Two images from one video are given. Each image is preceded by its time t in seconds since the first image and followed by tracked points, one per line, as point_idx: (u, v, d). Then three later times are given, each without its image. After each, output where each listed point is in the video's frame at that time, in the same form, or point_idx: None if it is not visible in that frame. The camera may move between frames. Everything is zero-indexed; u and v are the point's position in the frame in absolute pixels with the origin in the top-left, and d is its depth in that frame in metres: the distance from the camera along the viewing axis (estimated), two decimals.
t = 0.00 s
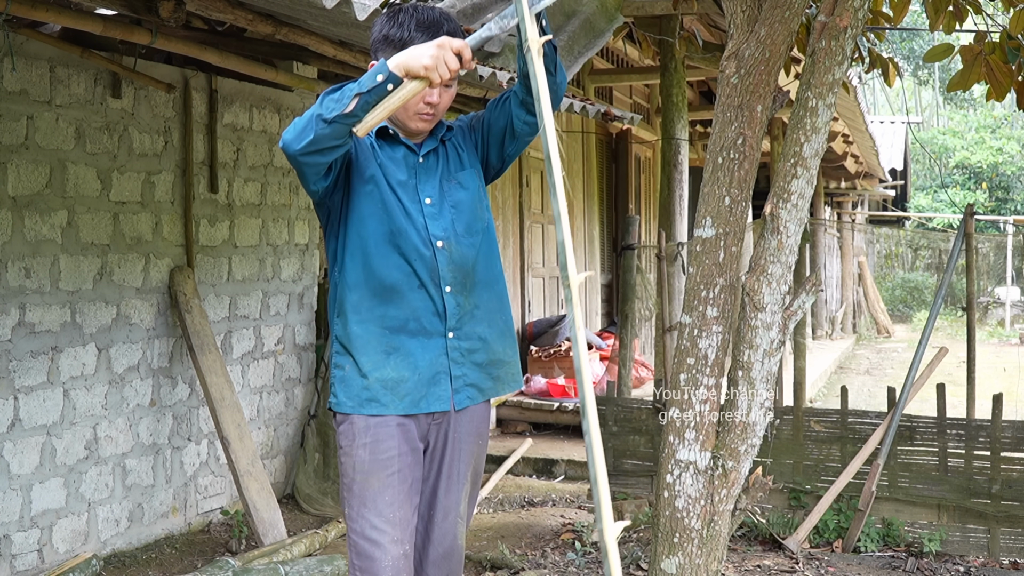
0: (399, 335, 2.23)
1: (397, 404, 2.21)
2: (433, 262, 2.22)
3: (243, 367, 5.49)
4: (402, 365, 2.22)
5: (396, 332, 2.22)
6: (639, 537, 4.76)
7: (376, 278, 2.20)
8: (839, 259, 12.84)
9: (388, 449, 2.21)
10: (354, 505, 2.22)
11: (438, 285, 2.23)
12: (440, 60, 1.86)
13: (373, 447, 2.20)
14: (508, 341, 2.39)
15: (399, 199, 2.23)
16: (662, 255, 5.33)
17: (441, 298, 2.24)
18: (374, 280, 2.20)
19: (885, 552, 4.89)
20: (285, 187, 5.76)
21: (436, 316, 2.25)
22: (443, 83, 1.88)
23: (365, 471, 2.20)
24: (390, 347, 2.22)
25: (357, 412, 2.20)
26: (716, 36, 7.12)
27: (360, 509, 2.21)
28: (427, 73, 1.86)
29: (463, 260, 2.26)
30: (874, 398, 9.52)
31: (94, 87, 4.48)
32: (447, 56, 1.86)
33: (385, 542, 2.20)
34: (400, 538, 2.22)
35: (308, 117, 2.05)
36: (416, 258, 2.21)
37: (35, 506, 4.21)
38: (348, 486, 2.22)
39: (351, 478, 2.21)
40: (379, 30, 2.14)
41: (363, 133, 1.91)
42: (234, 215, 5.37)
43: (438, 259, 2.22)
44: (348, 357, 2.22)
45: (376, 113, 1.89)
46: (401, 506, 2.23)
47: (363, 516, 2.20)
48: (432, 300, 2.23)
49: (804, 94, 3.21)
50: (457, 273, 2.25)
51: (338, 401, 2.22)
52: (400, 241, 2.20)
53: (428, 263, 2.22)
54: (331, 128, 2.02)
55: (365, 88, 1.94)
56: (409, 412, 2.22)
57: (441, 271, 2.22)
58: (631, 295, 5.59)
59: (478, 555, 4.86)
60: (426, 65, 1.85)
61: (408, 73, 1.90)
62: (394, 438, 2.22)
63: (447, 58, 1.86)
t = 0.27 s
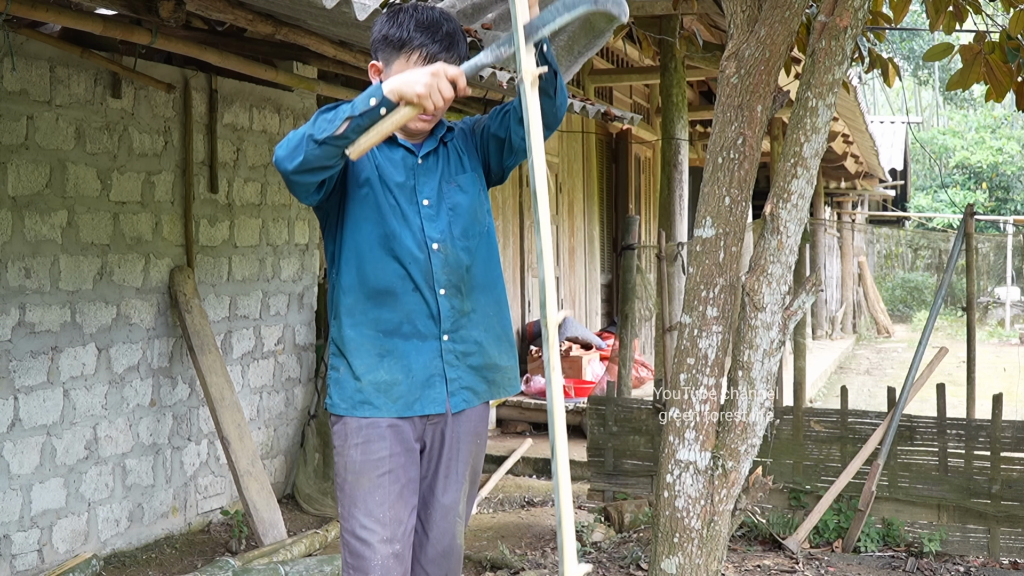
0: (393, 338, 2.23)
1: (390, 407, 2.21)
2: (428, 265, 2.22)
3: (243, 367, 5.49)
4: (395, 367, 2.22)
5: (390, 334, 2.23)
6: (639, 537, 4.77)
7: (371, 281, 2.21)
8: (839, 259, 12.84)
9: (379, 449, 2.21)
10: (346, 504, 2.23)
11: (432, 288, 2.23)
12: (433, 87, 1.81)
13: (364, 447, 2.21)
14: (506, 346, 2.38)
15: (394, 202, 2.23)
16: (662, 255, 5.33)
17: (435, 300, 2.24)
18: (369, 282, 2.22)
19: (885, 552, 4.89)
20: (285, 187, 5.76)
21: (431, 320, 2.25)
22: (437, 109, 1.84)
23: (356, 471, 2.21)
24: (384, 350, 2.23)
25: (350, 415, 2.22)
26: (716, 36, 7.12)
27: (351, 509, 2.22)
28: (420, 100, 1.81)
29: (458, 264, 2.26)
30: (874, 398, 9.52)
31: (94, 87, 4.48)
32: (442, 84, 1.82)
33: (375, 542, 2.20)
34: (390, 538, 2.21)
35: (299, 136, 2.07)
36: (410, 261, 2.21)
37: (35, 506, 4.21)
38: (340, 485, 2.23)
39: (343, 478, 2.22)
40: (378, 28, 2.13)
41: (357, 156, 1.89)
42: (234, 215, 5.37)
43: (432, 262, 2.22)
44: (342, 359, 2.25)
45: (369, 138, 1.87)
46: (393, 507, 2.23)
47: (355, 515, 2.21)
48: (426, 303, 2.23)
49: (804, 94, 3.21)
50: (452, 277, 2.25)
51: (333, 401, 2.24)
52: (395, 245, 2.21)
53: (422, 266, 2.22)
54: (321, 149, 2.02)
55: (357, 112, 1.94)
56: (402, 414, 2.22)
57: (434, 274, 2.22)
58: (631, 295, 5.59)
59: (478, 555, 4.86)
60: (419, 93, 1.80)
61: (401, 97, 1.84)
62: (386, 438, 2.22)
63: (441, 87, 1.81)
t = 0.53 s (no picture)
0: (388, 342, 2.24)
1: (385, 411, 2.21)
2: (425, 268, 2.24)
3: (243, 367, 5.49)
4: (390, 371, 2.22)
5: (385, 338, 2.24)
6: (639, 537, 4.77)
7: (367, 285, 2.23)
8: (839, 259, 12.84)
9: (376, 451, 2.21)
10: (343, 508, 2.23)
11: (427, 291, 2.24)
12: (436, 128, 1.81)
13: (361, 450, 2.21)
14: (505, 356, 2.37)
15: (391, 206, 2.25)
16: (662, 255, 5.33)
17: (431, 304, 2.24)
18: (365, 287, 2.23)
19: (885, 552, 4.89)
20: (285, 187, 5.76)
21: (425, 324, 2.25)
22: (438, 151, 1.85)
23: (352, 474, 2.20)
24: (379, 354, 2.23)
25: (345, 419, 2.22)
26: (716, 36, 7.12)
27: (348, 512, 2.21)
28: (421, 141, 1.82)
29: (454, 268, 2.27)
30: (874, 399, 9.52)
31: (94, 87, 4.48)
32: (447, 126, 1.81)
33: (373, 545, 2.19)
34: (387, 540, 2.21)
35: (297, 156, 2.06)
36: (406, 265, 2.22)
37: (35, 506, 4.21)
38: (338, 488, 2.23)
39: (340, 480, 2.22)
40: (364, 30, 2.13)
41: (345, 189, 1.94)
42: (234, 215, 5.37)
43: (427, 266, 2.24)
44: (337, 363, 2.25)
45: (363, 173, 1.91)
46: (390, 509, 2.22)
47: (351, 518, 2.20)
48: (421, 308, 2.24)
49: (804, 94, 3.21)
50: (448, 282, 2.26)
51: (328, 406, 2.24)
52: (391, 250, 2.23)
53: (418, 269, 2.24)
54: (316, 173, 2.03)
55: (356, 143, 1.94)
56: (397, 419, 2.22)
57: (430, 277, 2.23)
58: (631, 295, 5.59)
59: (478, 555, 4.86)
60: (420, 133, 1.82)
61: (401, 136, 1.86)
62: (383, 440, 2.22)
63: (444, 128, 1.81)
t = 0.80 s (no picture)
0: (386, 343, 2.24)
1: (380, 413, 2.21)
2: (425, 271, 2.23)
3: (243, 367, 5.49)
4: (387, 373, 2.23)
5: (384, 339, 2.24)
6: (639, 537, 4.77)
7: (368, 285, 2.23)
8: (839, 259, 12.84)
9: (375, 452, 2.21)
10: (342, 508, 2.23)
11: (427, 294, 2.23)
12: (425, 118, 1.85)
13: (360, 451, 2.21)
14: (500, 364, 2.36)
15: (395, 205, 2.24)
16: (662, 255, 5.33)
17: (430, 307, 2.24)
18: (366, 287, 2.23)
19: (885, 551, 4.89)
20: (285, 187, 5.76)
21: (424, 327, 2.25)
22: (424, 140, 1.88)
23: (352, 474, 2.20)
24: (377, 355, 2.23)
25: (341, 419, 2.22)
26: (716, 36, 7.12)
27: (348, 513, 2.21)
28: (408, 126, 1.85)
29: (456, 272, 2.26)
30: (874, 399, 9.52)
31: (94, 87, 4.48)
32: (432, 119, 1.86)
33: (372, 546, 2.19)
34: (386, 541, 2.21)
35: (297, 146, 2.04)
36: (407, 267, 2.22)
37: (35, 506, 4.21)
38: (337, 489, 2.23)
39: (340, 480, 2.22)
40: (364, 28, 2.13)
41: (318, 171, 1.92)
42: (234, 215, 5.37)
43: (428, 269, 2.23)
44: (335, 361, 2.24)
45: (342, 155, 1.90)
46: (390, 510, 2.22)
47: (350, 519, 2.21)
48: (420, 311, 2.24)
49: (804, 94, 3.21)
50: (448, 286, 2.25)
51: (324, 403, 2.24)
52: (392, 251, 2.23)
53: (419, 272, 2.23)
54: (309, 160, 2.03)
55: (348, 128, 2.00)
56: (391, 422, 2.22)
57: (430, 281, 2.23)
58: (631, 295, 5.59)
59: (478, 555, 4.86)
60: (408, 120, 1.84)
61: (390, 120, 1.89)
62: (382, 440, 2.22)
63: (432, 120, 1.85)
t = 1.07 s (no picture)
0: (382, 354, 2.23)
1: (370, 422, 2.21)
2: (427, 286, 2.22)
3: (243, 367, 5.49)
4: (381, 383, 2.22)
5: (381, 350, 2.23)
6: (639, 537, 4.77)
7: (369, 294, 2.22)
8: (840, 259, 12.84)
9: (373, 448, 2.22)
10: (340, 504, 2.24)
11: (427, 309, 2.22)
12: (422, 96, 1.86)
13: (357, 447, 2.22)
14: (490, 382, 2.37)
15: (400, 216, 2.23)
16: (662, 255, 5.32)
17: (428, 323, 2.23)
18: (366, 296, 2.22)
19: (885, 551, 4.89)
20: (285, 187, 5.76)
21: (420, 342, 2.23)
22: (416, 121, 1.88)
23: (348, 469, 2.21)
24: (372, 365, 2.22)
25: (332, 421, 2.22)
26: (716, 36, 7.11)
27: (346, 508, 2.22)
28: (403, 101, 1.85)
29: (455, 288, 2.26)
30: (874, 399, 9.52)
31: (95, 87, 4.48)
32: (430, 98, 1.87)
33: (369, 540, 2.20)
34: (383, 536, 2.21)
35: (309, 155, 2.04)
36: (408, 281, 2.21)
37: (35, 506, 4.21)
38: (335, 484, 2.24)
39: (337, 476, 2.23)
40: (382, 28, 2.09)
41: (300, 129, 1.82)
42: (234, 215, 5.37)
43: (428, 284, 2.22)
44: (331, 365, 2.24)
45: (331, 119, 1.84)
46: (387, 505, 2.23)
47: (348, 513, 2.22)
48: (417, 325, 2.22)
49: (804, 94, 3.21)
50: (447, 302, 2.24)
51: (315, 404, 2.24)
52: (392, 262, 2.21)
53: (420, 286, 2.22)
54: (316, 159, 2.03)
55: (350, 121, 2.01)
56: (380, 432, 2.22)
57: (431, 296, 2.22)
58: (631, 295, 5.59)
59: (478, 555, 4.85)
60: (403, 96, 1.85)
61: (383, 96, 1.88)
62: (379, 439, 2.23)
63: (428, 100, 1.87)
